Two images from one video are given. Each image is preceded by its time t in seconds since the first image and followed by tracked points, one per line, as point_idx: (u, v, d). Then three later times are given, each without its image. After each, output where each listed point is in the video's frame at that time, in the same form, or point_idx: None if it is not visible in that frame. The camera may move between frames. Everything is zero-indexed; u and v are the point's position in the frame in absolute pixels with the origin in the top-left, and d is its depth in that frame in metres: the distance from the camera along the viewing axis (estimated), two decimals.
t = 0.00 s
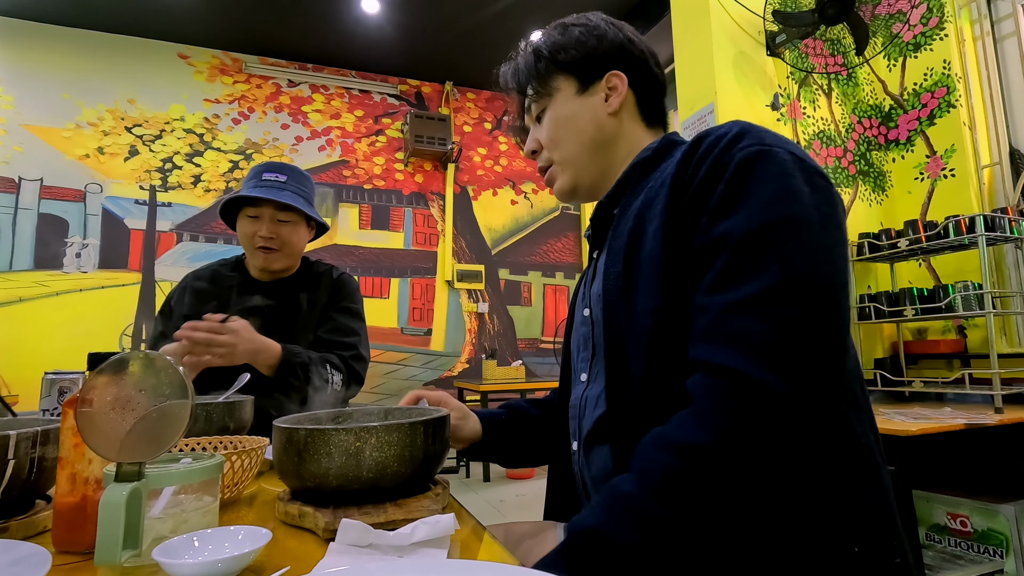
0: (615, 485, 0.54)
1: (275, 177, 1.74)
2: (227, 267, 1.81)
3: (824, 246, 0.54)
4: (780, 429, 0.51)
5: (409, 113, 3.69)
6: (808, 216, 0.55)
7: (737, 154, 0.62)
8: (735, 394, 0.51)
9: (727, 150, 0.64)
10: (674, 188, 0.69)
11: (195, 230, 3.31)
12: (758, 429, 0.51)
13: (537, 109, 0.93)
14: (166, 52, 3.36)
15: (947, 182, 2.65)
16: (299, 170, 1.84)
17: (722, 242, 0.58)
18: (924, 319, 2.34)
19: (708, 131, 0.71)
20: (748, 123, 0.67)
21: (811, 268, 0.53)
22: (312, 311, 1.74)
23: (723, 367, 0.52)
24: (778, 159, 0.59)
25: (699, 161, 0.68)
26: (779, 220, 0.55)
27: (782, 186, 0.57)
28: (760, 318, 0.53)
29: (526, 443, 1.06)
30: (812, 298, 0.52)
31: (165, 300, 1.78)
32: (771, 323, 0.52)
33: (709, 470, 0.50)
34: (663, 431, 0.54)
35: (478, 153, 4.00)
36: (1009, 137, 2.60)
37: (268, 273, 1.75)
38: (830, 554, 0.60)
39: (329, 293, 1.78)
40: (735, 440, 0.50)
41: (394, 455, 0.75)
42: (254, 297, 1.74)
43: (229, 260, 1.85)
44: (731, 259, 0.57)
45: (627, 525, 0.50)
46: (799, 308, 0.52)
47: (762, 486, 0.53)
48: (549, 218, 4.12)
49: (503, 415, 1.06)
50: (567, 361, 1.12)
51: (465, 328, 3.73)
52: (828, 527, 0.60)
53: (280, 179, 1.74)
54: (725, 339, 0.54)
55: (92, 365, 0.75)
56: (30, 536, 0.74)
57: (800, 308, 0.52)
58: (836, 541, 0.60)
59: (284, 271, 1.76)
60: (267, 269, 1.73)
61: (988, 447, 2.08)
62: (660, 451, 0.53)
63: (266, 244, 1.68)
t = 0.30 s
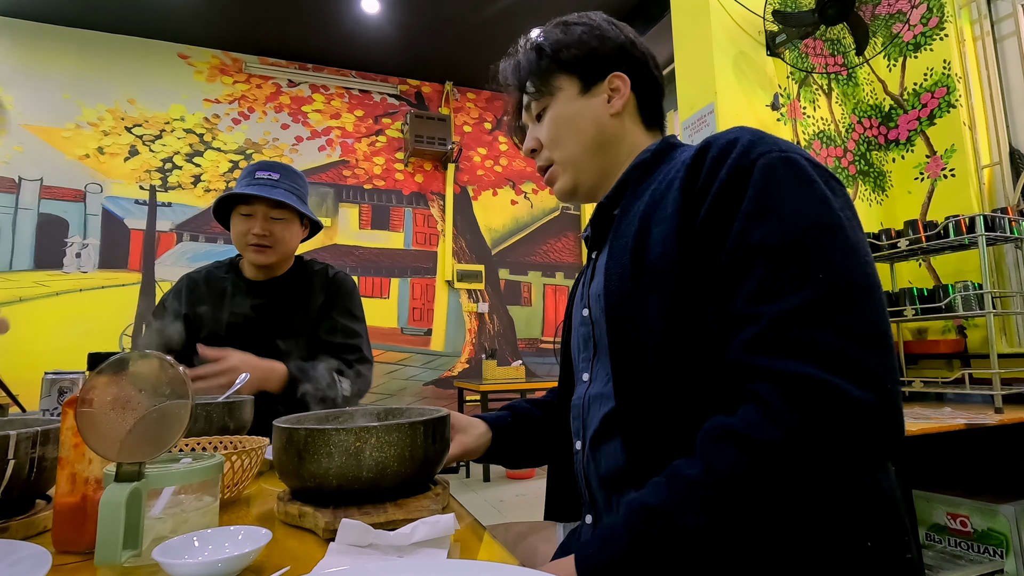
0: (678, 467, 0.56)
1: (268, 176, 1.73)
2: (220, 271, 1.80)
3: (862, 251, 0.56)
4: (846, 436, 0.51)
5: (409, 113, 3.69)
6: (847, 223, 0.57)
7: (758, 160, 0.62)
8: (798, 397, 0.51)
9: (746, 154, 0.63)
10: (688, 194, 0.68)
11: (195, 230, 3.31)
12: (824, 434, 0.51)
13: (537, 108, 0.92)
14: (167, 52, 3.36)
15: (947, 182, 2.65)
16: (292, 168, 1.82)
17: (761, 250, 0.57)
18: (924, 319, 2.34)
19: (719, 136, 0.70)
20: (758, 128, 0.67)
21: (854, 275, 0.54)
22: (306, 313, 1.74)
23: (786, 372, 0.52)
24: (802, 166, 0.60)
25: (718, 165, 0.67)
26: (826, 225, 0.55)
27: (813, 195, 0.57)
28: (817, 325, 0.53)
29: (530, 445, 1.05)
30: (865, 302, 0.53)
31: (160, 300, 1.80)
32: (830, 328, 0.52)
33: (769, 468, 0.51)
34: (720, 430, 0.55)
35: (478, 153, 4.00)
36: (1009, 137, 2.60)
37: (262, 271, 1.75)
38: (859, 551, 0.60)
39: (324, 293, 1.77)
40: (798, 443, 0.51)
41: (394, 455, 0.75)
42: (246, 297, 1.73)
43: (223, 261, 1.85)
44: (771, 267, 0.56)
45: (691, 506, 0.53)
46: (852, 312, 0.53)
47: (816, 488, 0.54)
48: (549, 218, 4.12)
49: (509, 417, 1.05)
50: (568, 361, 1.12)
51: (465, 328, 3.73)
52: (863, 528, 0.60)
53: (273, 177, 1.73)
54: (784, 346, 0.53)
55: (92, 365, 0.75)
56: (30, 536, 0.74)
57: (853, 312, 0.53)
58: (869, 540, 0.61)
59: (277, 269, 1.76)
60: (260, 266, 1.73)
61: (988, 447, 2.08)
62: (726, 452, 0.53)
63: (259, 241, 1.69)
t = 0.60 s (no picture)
0: (678, 442, 0.56)
1: (274, 177, 1.76)
2: (223, 270, 1.83)
3: (867, 255, 0.56)
4: (854, 435, 0.50)
5: (408, 113, 3.69)
6: (854, 228, 0.57)
7: (762, 162, 0.62)
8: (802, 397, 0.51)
9: (750, 156, 0.63)
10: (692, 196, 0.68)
11: (195, 230, 3.31)
12: (831, 432, 0.50)
13: (545, 104, 0.91)
14: (166, 52, 3.37)
15: (947, 182, 2.65)
16: (296, 170, 1.85)
17: (765, 251, 0.57)
18: (924, 319, 2.34)
19: (720, 140, 0.71)
20: (761, 132, 0.67)
21: (858, 277, 0.54)
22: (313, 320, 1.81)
23: (792, 367, 0.52)
24: (806, 170, 0.60)
25: (722, 167, 0.66)
26: (833, 229, 0.56)
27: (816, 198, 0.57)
28: (823, 326, 0.53)
29: (529, 443, 1.05)
30: (870, 306, 0.53)
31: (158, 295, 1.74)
32: (836, 328, 0.52)
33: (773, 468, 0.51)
34: (722, 419, 0.55)
35: (477, 152, 4.00)
36: (1009, 137, 2.60)
37: (266, 273, 1.78)
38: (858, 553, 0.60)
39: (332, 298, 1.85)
40: (805, 439, 0.50)
41: (394, 455, 0.75)
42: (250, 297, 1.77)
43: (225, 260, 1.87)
44: (775, 269, 0.56)
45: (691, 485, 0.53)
46: (858, 315, 0.53)
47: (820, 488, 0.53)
48: (549, 218, 4.12)
49: (509, 416, 1.06)
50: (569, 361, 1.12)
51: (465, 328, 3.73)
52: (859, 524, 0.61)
53: (278, 179, 1.76)
54: (791, 346, 0.53)
55: (92, 365, 0.75)
56: (30, 536, 0.74)
57: (859, 315, 0.53)
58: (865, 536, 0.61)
59: (280, 272, 1.80)
60: (265, 268, 1.76)
61: (988, 447, 2.09)
62: (728, 441, 0.53)
63: (266, 243, 1.72)
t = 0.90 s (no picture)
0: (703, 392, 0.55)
1: (282, 187, 1.75)
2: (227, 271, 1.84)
3: (874, 264, 0.58)
4: (865, 430, 0.51)
5: (408, 113, 3.69)
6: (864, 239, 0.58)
7: (775, 167, 0.62)
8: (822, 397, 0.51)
9: (761, 159, 0.63)
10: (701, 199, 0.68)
11: (195, 230, 3.30)
12: (846, 425, 0.51)
13: (553, 90, 0.89)
14: (167, 52, 3.37)
15: (947, 182, 2.66)
16: (304, 176, 1.85)
17: (788, 255, 0.56)
18: (924, 319, 2.34)
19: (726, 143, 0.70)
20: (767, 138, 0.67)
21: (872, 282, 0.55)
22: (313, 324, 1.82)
23: (816, 358, 0.52)
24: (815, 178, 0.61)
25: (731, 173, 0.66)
26: (851, 242, 0.57)
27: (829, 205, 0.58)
28: (843, 325, 0.53)
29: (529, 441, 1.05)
30: (885, 314, 0.54)
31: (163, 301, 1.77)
32: (854, 329, 0.53)
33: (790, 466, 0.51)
34: (731, 385, 0.54)
35: (477, 153, 4.00)
36: (1009, 137, 2.60)
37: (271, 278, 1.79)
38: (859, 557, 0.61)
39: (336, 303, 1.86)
40: (823, 432, 0.51)
41: (394, 455, 0.75)
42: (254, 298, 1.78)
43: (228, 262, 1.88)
44: (792, 272, 0.56)
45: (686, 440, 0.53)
46: (875, 322, 0.53)
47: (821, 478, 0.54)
48: (549, 218, 4.12)
49: (509, 413, 1.05)
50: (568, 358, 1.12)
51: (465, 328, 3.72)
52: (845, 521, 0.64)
53: (287, 189, 1.76)
54: (813, 337, 0.53)
55: (92, 365, 0.75)
56: (30, 536, 0.74)
57: (877, 320, 0.53)
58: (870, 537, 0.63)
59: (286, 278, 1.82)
60: (272, 276, 1.78)
61: (988, 447, 2.09)
62: (751, 404, 0.52)
63: (275, 254, 1.73)
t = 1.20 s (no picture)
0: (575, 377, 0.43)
1: (282, 190, 1.76)
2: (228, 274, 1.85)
3: (835, 261, 0.51)
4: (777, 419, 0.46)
5: (408, 113, 3.69)
6: (828, 234, 0.52)
7: (762, 163, 0.57)
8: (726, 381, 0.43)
9: (748, 157, 0.60)
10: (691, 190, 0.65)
11: (195, 230, 3.30)
12: (749, 417, 0.44)
13: (576, 68, 0.83)
14: (167, 52, 3.37)
15: (947, 182, 2.66)
16: (306, 179, 1.85)
17: (738, 246, 0.50)
18: (924, 319, 2.34)
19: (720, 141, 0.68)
20: (771, 136, 0.64)
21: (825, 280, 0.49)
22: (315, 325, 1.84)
23: (725, 340, 0.44)
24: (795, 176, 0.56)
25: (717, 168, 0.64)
26: (793, 233, 0.50)
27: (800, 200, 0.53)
28: (766, 312, 0.46)
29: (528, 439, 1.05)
30: (824, 311, 0.48)
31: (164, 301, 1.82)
32: (778, 320, 0.46)
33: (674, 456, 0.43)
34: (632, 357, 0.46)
35: (477, 152, 3.99)
36: (1009, 137, 2.59)
37: (271, 280, 1.80)
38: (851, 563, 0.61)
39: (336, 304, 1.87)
40: (723, 425, 0.43)
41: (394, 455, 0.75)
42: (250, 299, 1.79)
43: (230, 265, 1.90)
44: (736, 260, 0.50)
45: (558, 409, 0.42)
46: (809, 314, 0.47)
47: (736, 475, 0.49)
48: (549, 218, 4.12)
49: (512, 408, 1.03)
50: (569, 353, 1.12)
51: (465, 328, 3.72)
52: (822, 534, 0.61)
53: (286, 191, 1.76)
54: (720, 317, 0.46)
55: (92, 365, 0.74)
56: (30, 536, 0.74)
57: (810, 312, 0.47)
58: (845, 549, 0.61)
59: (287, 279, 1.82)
60: (271, 277, 1.79)
61: (988, 447, 2.09)
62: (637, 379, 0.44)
63: (274, 257, 1.73)
